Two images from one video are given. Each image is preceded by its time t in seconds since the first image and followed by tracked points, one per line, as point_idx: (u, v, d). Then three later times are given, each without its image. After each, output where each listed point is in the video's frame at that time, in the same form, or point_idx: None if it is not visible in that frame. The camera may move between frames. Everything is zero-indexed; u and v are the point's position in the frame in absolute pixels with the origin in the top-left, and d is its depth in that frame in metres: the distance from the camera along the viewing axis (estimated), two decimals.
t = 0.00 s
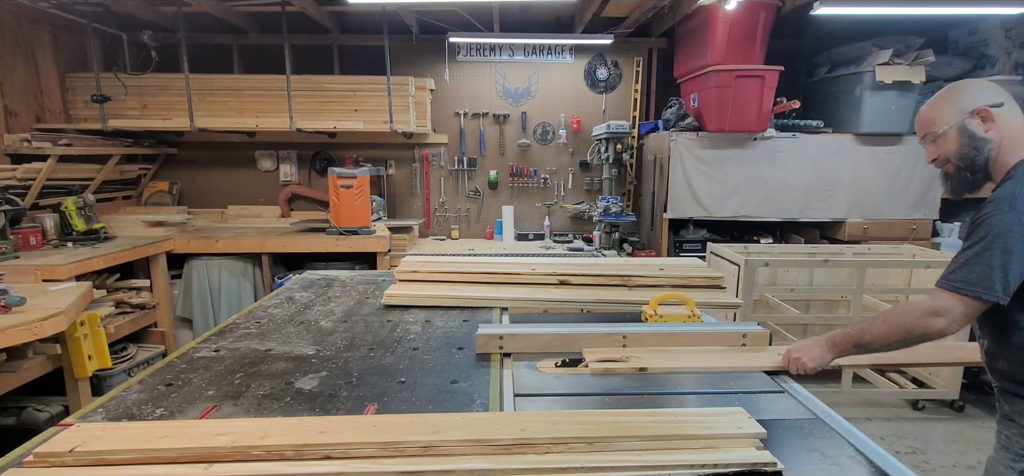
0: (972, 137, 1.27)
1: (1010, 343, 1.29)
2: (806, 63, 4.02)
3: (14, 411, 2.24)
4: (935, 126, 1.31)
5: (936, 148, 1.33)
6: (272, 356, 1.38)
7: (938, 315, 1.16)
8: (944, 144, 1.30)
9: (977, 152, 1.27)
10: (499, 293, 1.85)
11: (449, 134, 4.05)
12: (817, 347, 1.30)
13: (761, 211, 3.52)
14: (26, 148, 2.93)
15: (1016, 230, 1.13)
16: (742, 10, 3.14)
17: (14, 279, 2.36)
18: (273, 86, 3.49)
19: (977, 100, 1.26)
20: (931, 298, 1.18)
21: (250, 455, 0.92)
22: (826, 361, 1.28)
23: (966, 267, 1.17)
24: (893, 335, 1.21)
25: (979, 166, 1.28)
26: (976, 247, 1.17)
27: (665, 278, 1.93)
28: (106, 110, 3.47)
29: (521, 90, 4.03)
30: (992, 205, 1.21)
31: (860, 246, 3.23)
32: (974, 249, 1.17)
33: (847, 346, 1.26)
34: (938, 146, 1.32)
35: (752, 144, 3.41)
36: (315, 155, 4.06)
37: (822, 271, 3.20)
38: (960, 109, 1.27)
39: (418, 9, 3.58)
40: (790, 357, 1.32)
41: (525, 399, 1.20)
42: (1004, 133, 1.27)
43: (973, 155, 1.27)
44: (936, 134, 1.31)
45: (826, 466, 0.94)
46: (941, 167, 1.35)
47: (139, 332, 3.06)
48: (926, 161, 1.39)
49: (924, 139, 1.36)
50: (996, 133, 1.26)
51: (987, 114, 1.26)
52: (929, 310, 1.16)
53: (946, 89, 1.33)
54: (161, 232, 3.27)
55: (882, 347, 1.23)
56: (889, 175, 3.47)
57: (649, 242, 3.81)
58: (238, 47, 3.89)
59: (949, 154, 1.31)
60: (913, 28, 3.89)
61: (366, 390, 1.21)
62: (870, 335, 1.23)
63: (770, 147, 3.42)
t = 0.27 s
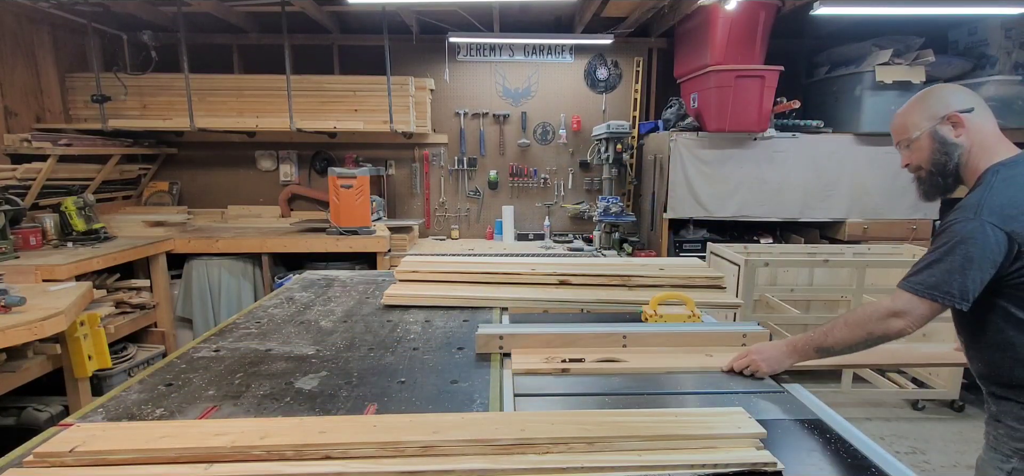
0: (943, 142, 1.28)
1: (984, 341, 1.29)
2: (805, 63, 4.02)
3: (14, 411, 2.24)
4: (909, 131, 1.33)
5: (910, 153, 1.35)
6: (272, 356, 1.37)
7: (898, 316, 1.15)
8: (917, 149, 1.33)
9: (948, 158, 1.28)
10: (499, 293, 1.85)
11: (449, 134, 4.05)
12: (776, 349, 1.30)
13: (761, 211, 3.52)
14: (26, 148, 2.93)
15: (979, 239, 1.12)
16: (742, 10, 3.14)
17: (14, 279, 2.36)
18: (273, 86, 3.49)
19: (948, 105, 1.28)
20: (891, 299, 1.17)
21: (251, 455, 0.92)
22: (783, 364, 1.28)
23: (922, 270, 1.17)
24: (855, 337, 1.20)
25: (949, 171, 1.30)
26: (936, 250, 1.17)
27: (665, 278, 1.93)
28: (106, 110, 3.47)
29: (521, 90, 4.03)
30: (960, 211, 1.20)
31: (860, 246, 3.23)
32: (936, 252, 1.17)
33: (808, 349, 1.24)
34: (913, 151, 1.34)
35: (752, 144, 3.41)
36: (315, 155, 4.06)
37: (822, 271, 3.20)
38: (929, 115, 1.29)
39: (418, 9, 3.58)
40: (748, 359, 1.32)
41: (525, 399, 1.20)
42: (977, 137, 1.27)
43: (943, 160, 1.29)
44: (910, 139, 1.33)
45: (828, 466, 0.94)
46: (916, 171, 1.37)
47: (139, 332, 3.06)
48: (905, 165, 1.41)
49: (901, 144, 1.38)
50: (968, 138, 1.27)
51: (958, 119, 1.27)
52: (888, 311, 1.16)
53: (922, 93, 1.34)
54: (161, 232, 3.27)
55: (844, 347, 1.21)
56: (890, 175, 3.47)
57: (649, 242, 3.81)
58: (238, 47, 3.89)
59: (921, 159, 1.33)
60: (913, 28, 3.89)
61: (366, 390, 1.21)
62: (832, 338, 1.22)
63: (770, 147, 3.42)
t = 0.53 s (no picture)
0: (935, 142, 1.27)
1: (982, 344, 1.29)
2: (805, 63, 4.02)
3: (14, 411, 2.24)
4: (902, 129, 1.32)
5: (901, 151, 1.35)
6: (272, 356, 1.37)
7: (925, 334, 1.14)
8: (908, 148, 1.32)
9: (938, 157, 1.28)
10: (499, 293, 1.85)
11: (449, 134, 4.05)
12: (793, 346, 1.29)
13: (761, 211, 3.52)
14: (26, 148, 2.93)
15: (988, 243, 1.12)
16: (742, 10, 3.14)
17: (14, 279, 2.36)
18: (273, 86, 3.49)
19: (941, 105, 1.26)
20: (919, 316, 1.15)
21: (250, 455, 0.92)
22: (799, 364, 1.27)
23: (939, 282, 1.15)
24: (879, 349, 1.19)
25: (939, 171, 1.30)
26: (950, 259, 1.15)
27: (665, 278, 1.93)
28: (106, 110, 3.46)
29: (521, 90, 4.03)
30: (958, 216, 1.19)
31: (860, 246, 3.23)
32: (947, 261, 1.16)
33: (825, 352, 1.24)
34: (904, 149, 1.33)
35: (752, 144, 3.41)
36: (315, 155, 4.06)
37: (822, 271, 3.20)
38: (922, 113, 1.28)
39: (418, 10, 3.58)
40: (765, 356, 1.31)
41: (525, 399, 1.20)
42: (968, 137, 1.26)
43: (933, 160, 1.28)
44: (902, 137, 1.32)
45: (828, 466, 0.94)
46: (905, 169, 1.37)
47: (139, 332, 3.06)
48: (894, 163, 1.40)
49: (893, 142, 1.37)
50: (958, 138, 1.26)
51: (950, 119, 1.26)
52: (916, 330, 1.14)
53: (917, 90, 1.32)
54: (161, 232, 3.27)
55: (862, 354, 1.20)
56: (890, 175, 3.47)
57: (649, 242, 3.81)
58: (237, 47, 3.89)
59: (911, 157, 1.32)
60: (913, 29, 3.89)
61: (366, 390, 1.21)
62: (854, 347, 1.21)
63: (770, 147, 3.42)
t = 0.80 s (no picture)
0: (931, 135, 1.17)
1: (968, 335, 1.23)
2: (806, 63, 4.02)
3: (14, 411, 2.24)
4: (897, 117, 1.21)
5: (891, 140, 1.25)
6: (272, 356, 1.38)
7: (963, 350, 1.08)
8: (902, 138, 1.21)
9: (931, 151, 1.18)
10: (499, 293, 1.85)
11: (449, 134, 4.05)
12: (837, 359, 1.23)
13: (761, 211, 3.52)
14: (26, 148, 2.93)
15: (1016, 245, 1.03)
16: (742, 10, 3.14)
17: (14, 279, 2.36)
18: (274, 86, 3.49)
19: (939, 93, 1.16)
20: (952, 329, 1.09)
21: (251, 455, 0.92)
22: (840, 377, 1.22)
23: (973, 292, 1.06)
24: (914, 364, 1.13)
25: (929, 165, 1.21)
26: (983, 266, 1.06)
27: (665, 278, 1.93)
28: (106, 110, 3.46)
29: (521, 90, 4.03)
30: (980, 213, 1.09)
31: (860, 246, 3.23)
32: (981, 268, 1.06)
33: (867, 370, 1.17)
34: (896, 139, 1.23)
35: (752, 144, 3.41)
36: (315, 155, 4.06)
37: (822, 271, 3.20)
38: (920, 102, 1.17)
39: (418, 9, 3.58)
40: (809, 360, 1.27)
41: (526, 399, 1.20)
42: (963, 132, 1.17)
43: (927, 152, 1.19)
44: (897, 125, 1.22)
45: (828, 466, 0.94)
46: (893, 159, 1.27)
47: (139, 332, 3.06)
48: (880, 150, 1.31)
49: (882, 129, 1.27)
50: (954, 132, 1.17)
51: (949, 110, 1.16)
52: (955, 344, 1.08)
53: (916, 75, 1.21)
54: (161, 232, 3.27)
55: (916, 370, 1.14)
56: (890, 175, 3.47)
57: (649, 242, 3.81)
58: (237, 47, 3.89)
59: (903, 148, 1.22)
60: (913, 28, 3.89)
61: (366, 390, 1.21)
62: (890, 361, 1.15)
63: (771, 148, 3.42)
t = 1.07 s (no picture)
0: (871, 134, 1.25)
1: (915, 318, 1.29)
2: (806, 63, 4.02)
3: (14, 411, 2.24)
4: (837, 116, 1.26)
5: (830, 138, 1.30)
6: (272, 356, 1.38)
7: (877, 319, 1.14)
8: (845, 136, 1.27)
9: (870, 149, 1.26)
10: (499, 292, 1.85)
11: (449, 134, 4.05)
12: (758, 356, 1.27)
13: (761, 211, 3.52)
14: (26, 148, 2.93)
15: (948, 232, 1.15)
16: (742, 10, 3.14)
17: (14, 279, 2.36)
18: (274, 86, 3.49)
19: (877, 95, 1.24)
20: (868, 302, 1.16)
21: (251, 455, 0.92)
22: (764, 374, 1.24)
23: (915, 276, 1.13)
24: (832, 344, 1.18)
25: (866, 163, 1.28)
26: (928, 254, 1.14)
27: (665, 278, 1.94)
28: (106, 110, 3.46)
29: (521, 90, 4.03)
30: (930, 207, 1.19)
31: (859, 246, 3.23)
32: (926, 253, 1.14)
33: (786, 360, 1.22)
34: (836, 137, 1.28)
35: (752, 144, 3.41)
36: (315, 155, 4.06)
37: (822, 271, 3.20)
38: (862, 101, 1.24)
39: (418, 10, 3.58)
40: (729, 361, 1.30)
41: (526, 399, 1.20)
42: (893, 134, 1.27)
43: (866, 150, 1.26)
44: (838, 124, 1.26)
45: (828, 466, 0.94)
46: (830, 156, 1.33)
47: (139, 332, 3.06)
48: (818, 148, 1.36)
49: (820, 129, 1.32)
50: (889, 133, 1.26)
51: (885, 112, 1.25)
52: (867, 314, 1.15)
53: (849, 75, 1.28)
54: (161, 232, 3.27)
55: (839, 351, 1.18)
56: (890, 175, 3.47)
57: (649, 242, 3.81)
58: (238, 47, 3.89)
59: (844, 146, 1.28)
60: (913, 28, 3.89)
61: (366, 390, 1.21)
62: (810, 345, 1.19)
63: (771, 148, 3.42)
